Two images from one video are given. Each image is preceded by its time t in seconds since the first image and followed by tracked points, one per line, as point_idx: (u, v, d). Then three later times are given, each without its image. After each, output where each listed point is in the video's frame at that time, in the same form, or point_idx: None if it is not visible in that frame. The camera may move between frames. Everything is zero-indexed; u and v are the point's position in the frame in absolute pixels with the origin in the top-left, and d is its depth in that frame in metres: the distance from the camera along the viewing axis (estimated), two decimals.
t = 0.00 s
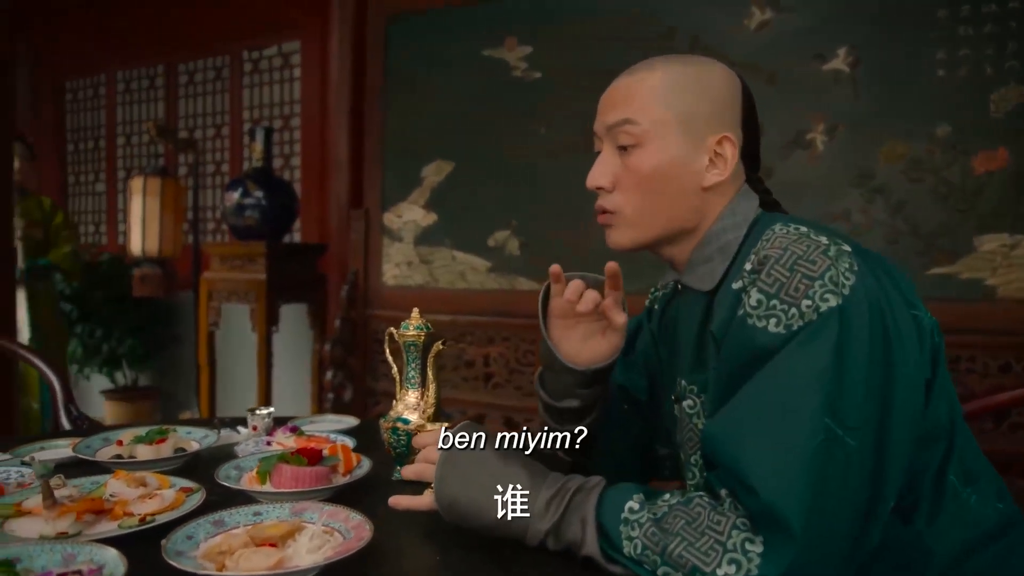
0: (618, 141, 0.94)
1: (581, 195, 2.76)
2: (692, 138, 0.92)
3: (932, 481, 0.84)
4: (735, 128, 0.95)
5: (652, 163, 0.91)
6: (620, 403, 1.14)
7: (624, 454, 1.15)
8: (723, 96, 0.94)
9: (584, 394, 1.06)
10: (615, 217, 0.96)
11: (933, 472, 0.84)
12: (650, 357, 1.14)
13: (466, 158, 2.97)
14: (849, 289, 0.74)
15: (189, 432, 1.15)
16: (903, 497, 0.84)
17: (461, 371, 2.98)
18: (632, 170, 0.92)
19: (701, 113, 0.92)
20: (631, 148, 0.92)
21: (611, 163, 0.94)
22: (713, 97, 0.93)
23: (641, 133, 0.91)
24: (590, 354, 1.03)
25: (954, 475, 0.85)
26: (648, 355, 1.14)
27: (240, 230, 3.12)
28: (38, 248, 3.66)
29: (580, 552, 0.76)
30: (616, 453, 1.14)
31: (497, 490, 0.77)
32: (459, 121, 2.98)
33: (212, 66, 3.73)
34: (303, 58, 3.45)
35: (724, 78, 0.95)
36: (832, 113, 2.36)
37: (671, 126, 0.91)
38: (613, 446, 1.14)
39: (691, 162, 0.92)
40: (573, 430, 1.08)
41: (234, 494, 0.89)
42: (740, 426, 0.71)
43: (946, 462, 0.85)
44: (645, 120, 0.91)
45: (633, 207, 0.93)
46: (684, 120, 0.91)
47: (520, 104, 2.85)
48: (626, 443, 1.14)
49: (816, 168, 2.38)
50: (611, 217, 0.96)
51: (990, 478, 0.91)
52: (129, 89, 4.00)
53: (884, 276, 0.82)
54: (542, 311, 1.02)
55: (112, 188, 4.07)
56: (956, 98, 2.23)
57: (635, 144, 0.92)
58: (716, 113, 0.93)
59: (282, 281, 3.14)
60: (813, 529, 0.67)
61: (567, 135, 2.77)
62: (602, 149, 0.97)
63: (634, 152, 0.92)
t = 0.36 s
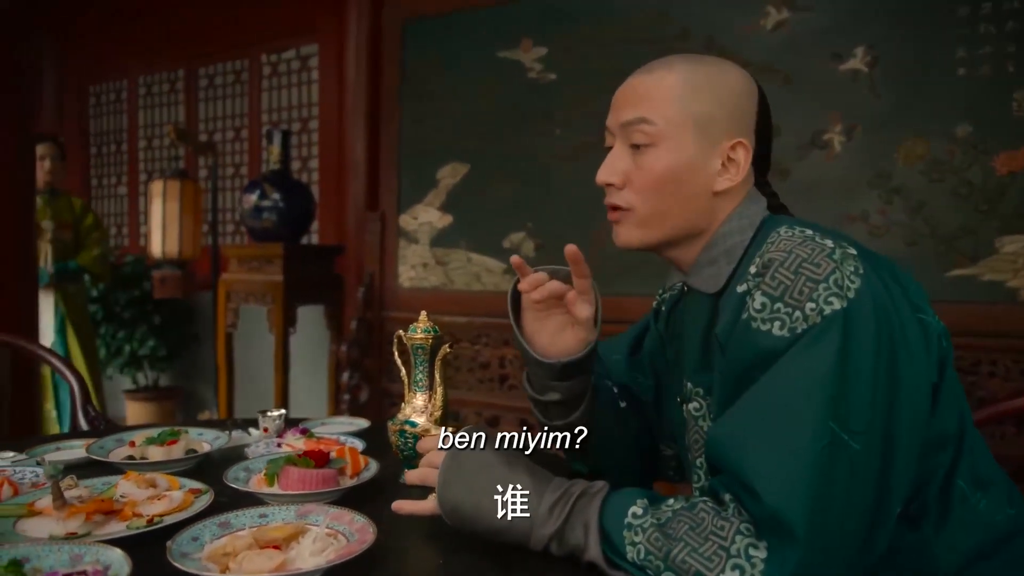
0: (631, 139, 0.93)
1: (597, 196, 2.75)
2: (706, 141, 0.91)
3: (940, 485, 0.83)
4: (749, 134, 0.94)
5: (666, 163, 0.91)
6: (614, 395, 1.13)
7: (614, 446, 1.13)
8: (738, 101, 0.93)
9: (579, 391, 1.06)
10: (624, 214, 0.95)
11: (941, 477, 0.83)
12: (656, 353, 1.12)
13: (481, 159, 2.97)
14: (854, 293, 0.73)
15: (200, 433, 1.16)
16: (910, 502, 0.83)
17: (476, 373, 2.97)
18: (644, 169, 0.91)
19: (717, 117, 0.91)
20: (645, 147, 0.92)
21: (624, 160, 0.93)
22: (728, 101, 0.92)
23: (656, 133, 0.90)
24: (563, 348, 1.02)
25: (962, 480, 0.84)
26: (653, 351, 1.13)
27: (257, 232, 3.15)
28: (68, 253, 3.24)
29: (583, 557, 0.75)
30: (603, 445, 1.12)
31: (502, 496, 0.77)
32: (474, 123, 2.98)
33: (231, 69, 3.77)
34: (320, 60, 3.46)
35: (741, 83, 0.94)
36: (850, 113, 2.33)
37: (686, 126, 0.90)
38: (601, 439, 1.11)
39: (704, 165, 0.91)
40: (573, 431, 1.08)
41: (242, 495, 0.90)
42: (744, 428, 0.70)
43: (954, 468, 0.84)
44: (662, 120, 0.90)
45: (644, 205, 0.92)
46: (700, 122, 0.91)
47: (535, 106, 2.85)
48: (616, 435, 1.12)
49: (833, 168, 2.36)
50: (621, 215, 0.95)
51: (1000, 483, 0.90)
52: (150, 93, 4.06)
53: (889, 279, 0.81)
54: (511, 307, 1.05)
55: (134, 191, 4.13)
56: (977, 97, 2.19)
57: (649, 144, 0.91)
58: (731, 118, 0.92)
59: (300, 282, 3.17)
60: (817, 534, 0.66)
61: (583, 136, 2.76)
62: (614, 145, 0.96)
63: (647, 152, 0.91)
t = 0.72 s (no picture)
0: (637, 142, 0.92)
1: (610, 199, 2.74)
2: (713, 146, 0.90)
3: (945, 491, 0.82)
4: (756, 141, 0.93)
5: (670, 167, 0.90)
6: (616, 397, 1.12)
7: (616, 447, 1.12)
8: (746, 108, 0.93)
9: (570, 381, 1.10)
10: (627, 217, 0.95)
11: (946, 482, 0.83)
12: (662, 359, 1.12)
13: (494, 163, 2.97)
14: (854, 297, 0.72)
15: (211, 436, 1.17)
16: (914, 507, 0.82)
17: (490, 376, 2.97)
18: (649, 172, 0.91)
19: (724, 122, 0.91)
20: (650, 151, 0.91)
21: (628, 162, 0.93)
22: (736, 107, 0.91)
23: (662, 137, 0.90)
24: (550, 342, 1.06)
25: (969, 486, 0.83)
26: (659, 357, 1.13)
27: (274, 235, 3.17)
28: (100, 256, 3.31)
29: (585, 563, 0.75)
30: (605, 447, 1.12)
31: (505, 502, 0.77)
32: (486, 127, 2.98)
33: (248, 74, 3.80)
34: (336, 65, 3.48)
35: (750, 89, 0.94)
36: (865, 115, 2.31)
37: (692, 131, 0.90)
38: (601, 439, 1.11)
39: (710, 170, 0.90)
40: (573, 431, 1.11)
41: (249, 498, 0.91)
42: (744, 435, 0.69)
43: (960, 473, 0.83)
44: (668, 123, 0.90)
45: (646, 208, 0.92)
46: (706, 127, 0.90)
47: (549, 109, 2.84)
48: (619, 436, 1.12)
49: (848, 171, 2.33)
50: (624, 218, 0.95)
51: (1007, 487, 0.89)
52: (169, 98, 4.11)
53: (892, 282, 0.80)
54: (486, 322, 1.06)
55: (153, 195, 4.18)
56: (996, 98, 2.16)
57: (655, 147, 0.91)
58: (738, 124, 0.92)
59: (314, 285, 3.18)
60: (816, 541, 0.66)
61: (596, 139, 2.75)
62: (619, 147, 0.95)
63: (652, 155, 0.91)
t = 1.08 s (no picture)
0: (640, 141, 0.92)
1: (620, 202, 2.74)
2: (714, 149, 0.90)
3: (947, 496, 0.82)
4: (759, 145, 0.93)
5: (672, 168, 0.90)
6: (614, 398, 1.13)
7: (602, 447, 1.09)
8: (753, 112, 0.92)
9: (560, 370, 1.08)
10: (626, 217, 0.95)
11: (949, 487, 0.82)
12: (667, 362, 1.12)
13: (504, 166, 2.97)
14: (853, 302, 0.72)
15: (218, 439, 1.19)
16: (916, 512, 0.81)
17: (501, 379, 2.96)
18: (649, 172, 0.91)
19: (728, 125, 0.90)
20: (652, 151, 0.91)
21: (630, 161, 0.93)
22: (740, 110, 0.91)
23: (664, 137, 0.90)
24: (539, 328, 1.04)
25: (973, 492, 0.82)
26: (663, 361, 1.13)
27: (286, 238, 3.19)
28: (130, 256, 3.18)
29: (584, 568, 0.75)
30: (596, 446, 1.09)
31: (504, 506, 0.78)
32: (497, 130, 2.98)
33: (262, 78, 3.83)
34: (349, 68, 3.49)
35: (756, 93, 0.93)
36: (877, 117, 2.29)
37: (695, 132, 0.89)
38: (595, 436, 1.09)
39: (711, 173, 0.90)
40: (573, 431, 1.09)
41: (253, 501, 0.92)
42: (742, 440, 0.69)
43: (963, 479, 0.82)
44: (670, 124, 0.90)
45: (646, 209, 0.92)
46: (708, 129, 0.90)
47: (559, 111, 2.84)
48: (611, 434, 1.10)
49: (860, 174, 2.32)
50: (623, 217, 0.94)
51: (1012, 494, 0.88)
52: (185, 102, 4.15)
53: (893, 287, 0.79)
54: (472, 318, 1.03)
55: (170, 198, 4.22)
56: (1012, 98, 2.13)
57: (656, 148, 0.90)
58: (741, 128, 0.91)
59: (326, 288, 3.19)
60: (815, 547, 0.65)
61: (607, 142, 2.74)
62: (622, 147, 0.95)
63: (653, 155, 0.91)
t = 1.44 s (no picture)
0: (635, 144, 0.92)
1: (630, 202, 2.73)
2: (709, 147, 0.89)
3: (950, 499, 0.81)
4: (755, 141, 0.92)
5: (667, 168, 0.90)
6: (616, 399, 1.15)
7: (595, 439, 1.08)
8: (747, 108, 0.91)
9: (552, 361, 1.07)
10: (626, 220, 0.95)
11: (952, 490, 0.81)
12: (669, 366, 1.12)
13: (513, 167, 2.97)
14: (856, 304, 0.71)
15: (225, 439, 1.20)
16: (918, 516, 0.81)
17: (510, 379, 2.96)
18: (645, 174, 0.91)
19: (723, 122, 0.90)
20: (647, 152, 0.91)
21: (627, 163, 0.93)
22: (733, 108, 0.90)
23: (658, 137, 0.90)
24: (525, 304, 1.03)
25: (975, 495, 0.81)
26: (665, 365, 1.13)
27: (297, 239, 3.20)
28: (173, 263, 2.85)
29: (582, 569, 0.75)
30: (590, 437, 1.08)
31: (503, 506, 0.78)
32: (506, 131, 2.98)
33: (274, 80, 3.86)
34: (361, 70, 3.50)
35: (748, 90, 0.92)
36: (889, 117, 2.27)
37: (689, 131, 0.89)
38: (591, 430, 1.08)
39: (707, 171, 0.90)
40: (569, 426, 1.09)
41: (257, 501, 0.93)
42: (742, 441, 0.69)
43: (966, 483, 0.81)
44: (664, 124, 0.89)
45: (645, 211, 0.92)
46: (702, 128, 0.89)
47: (569, 112, 2.83)
48: (606, 428, 1.09)
49: (871, 174, 2.30)
50: (624, 220, 0.94)
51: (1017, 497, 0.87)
52: (198, 104, 4.18)
53: (896, 288, 0.78)
54: (465, 318, 1.05)
55: (183, 200, 4.25)
56: None
57: (651, 149, 0.90)
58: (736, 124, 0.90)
59: (337, 288, 3.20)
60: (815, 550, 0.65)
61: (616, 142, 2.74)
62: (618, 150, 0.95)
63: (649, 156, 0.91)
